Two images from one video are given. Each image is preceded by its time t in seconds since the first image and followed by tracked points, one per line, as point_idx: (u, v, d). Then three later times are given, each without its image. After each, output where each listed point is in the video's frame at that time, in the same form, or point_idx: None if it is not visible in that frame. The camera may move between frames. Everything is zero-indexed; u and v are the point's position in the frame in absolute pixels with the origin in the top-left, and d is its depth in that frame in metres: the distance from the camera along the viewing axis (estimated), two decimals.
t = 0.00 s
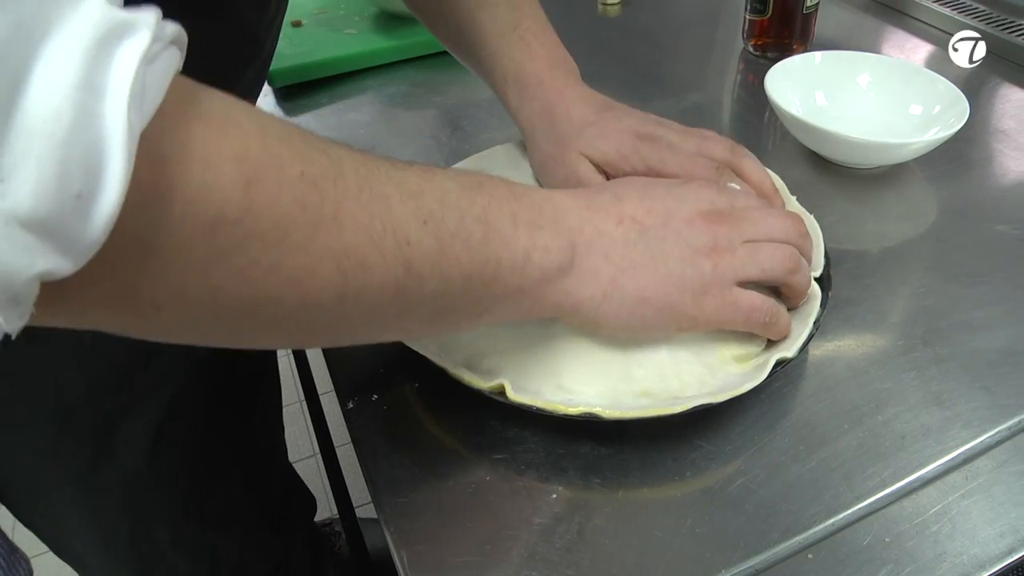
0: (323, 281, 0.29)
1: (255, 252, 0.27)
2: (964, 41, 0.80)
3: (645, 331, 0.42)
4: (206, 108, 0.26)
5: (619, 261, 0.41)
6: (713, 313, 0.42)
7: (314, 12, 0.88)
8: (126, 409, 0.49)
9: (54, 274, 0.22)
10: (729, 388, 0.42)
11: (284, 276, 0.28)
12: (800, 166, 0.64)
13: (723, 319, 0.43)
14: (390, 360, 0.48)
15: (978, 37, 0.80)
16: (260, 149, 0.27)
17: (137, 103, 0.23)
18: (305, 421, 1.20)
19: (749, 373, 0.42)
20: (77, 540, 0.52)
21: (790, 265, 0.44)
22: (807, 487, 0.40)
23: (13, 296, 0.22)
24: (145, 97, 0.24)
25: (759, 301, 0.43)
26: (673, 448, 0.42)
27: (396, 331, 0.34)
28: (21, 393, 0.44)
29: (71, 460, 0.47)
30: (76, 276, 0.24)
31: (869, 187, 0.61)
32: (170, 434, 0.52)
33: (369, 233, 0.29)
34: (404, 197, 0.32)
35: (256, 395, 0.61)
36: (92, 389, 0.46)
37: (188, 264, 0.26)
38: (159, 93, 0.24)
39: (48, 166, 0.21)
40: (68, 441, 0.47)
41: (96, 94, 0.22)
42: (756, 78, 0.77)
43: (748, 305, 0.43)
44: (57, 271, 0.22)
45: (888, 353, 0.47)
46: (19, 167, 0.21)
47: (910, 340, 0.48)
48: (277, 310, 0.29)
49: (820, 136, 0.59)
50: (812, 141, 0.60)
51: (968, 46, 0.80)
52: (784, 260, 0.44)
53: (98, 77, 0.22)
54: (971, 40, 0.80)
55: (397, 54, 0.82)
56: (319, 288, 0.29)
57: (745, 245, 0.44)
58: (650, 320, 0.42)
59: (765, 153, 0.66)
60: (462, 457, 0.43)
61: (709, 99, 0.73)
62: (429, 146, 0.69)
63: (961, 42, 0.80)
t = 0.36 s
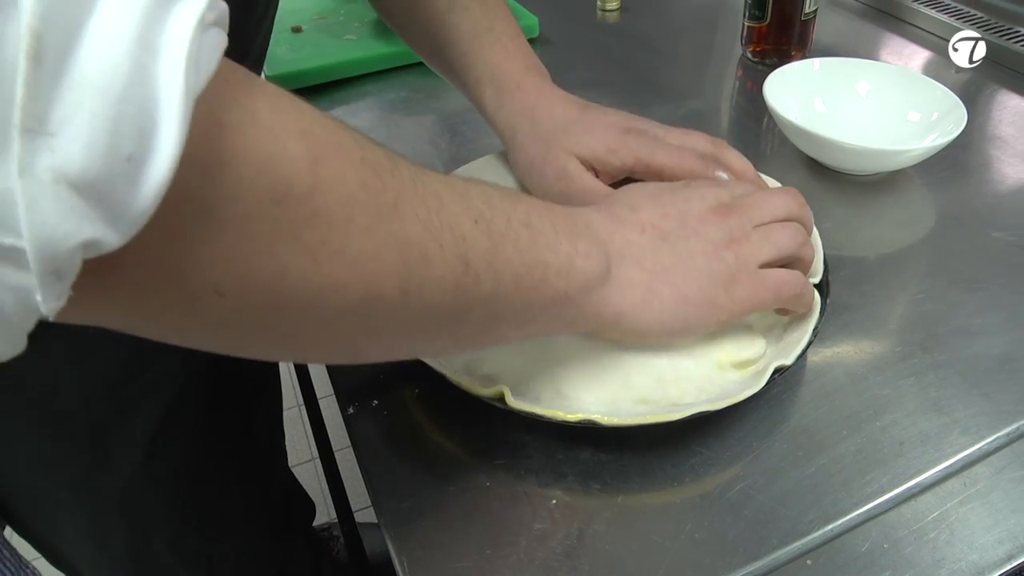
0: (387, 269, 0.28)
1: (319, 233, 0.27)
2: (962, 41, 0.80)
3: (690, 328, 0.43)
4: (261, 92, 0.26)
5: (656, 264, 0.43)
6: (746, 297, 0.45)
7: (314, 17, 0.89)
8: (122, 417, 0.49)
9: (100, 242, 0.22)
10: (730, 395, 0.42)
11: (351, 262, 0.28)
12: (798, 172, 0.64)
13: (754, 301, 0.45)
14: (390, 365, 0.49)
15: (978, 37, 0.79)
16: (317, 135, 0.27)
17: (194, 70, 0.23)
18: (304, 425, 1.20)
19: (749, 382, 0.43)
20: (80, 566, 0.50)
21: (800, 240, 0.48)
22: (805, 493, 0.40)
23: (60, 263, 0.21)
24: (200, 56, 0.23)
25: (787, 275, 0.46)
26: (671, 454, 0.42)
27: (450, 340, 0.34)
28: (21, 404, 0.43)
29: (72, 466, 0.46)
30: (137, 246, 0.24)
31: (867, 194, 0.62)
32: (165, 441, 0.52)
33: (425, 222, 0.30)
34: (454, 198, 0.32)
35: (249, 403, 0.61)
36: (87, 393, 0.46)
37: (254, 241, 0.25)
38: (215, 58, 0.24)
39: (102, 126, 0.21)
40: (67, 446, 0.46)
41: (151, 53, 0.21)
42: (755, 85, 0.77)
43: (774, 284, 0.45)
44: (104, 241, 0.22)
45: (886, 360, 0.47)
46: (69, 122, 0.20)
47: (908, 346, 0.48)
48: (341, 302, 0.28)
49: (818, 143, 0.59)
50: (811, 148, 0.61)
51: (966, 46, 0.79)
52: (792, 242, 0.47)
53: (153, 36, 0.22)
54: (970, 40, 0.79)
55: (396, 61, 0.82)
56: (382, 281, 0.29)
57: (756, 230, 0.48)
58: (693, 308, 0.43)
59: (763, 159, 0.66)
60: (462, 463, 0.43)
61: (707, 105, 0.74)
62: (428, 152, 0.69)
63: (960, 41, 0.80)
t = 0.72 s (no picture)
0: (396, 239, 0.28)
1: (327, 201, 0.26)
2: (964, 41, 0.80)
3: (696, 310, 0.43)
4: (262, 57, 0.26)
5: (664, 248, 0.42)
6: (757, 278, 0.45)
7: (318, 25, 0.89)
8: (130, 422, 0.49)
9: (90, 201, 0.21)
10: (735, 405, 0.42)
11: (359, 231, 0.27)
12: (802, 177, 0.64)
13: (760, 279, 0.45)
14: (398, 373, 0.49)
15: (978, 37, 0.79)
16: (321, 100, 0.27)
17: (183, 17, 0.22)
18: (309, 432, 1.20)
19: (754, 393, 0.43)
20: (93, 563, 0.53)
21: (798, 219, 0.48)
22: (813, 499, 0.40)
23: (46, 222, 0.20)
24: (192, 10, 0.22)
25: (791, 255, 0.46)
26: (680, 461, 0.42)
27: (456, 326, 0.33)
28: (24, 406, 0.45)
29: (77, 471, 0.48)
30: (134, 206, 0.23)
31: (871, 198, 0.62)
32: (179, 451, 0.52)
33: (431, 195, 0.30)
34: (460, 176, 0.32)
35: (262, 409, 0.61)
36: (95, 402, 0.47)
37: (262, 207, 0.25)
38: (210, 16, 0.23)
39: (88, 73, 0.20)
40: (73, 448, 0.47)
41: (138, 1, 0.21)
42: (758, 89, 0.77)
43: (778, 264, 0.45)
44: (93, 199, 0.21)
45: (893, 365, 0.47)
46: (56, 68, 0.19)
47: (915, 350, 0.48)
48: (350, 276, 0.27)
49: (822, 148, 0.60)
50: (815, 153, 0.61)
51: (966, 46, 0.79)
52: (790, 217, 0.48)
53: None
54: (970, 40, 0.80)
55: (400, 68, 0.83)
56: (393, 252, 0.28)
57: (754, 207, 0.48)
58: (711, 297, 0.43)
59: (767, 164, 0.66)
60: (471, 471, 0.43)
61: (711, 110, 0.74)
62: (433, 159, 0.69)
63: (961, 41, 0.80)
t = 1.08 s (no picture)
0: (452, 258, 0.28)
1: (384, 220, 0.26)
2: (965, 41, 0.80)
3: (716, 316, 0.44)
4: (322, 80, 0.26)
5: (684, 257, 0.43)
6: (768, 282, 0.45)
7: (323, 26, 0.89)
8: (135, 424, 0.49)
9: (152, 225, 0.21)
10: (742, 404, 0.42)
11: (416, 252, 0.27)
12: (806, 178, 0.64)
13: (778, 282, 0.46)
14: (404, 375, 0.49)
15: (979, 37, 0.80)
16: (376, 123, 0.27)
17: (250, 46, 0.22)
18: (313, 433, 1.20)
19: (762, 392, 0.43)
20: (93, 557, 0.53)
21: (805, 221, 0.50)
22: (819, 499, 0.40)
23: (109, 245, 0.21)
24: (260, 33, 0.22)
25: (804, 259, 0.47)
26: (686, 462, 0.43)
27: (500, 343, 0.33)
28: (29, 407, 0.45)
29: (80, 473, 0.48)
30: (198, 223, 0.23)
31: (875, 199, 0.62)
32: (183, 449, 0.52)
33: (480, 215, 0.30)
34: (502, 195, 0.32)
35: (264, 410, 0.62)
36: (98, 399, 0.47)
37: (323, 229, 0.25)
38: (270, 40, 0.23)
39: (156, 99, 0.20)
40: (78, 451, 0.47)
41: (206, 27, 0.21)
42: (762, 90, 0.77)
43: (792, 268, 0.46)
44: (156, 223, 0.21)
45: (899, 365, 0.47)
46: (123, 91, 0.19)
47: (920, 351, 0.48)
48: (406, 297, 0.28)
49: (826, 149, 0.60)
50: (819, 154, 0.61)
51: (967, 46, 0.80)
52: (796, 219, 0.49)
53: (208, 8, 0.21)
54: (972, 40, 0.80)
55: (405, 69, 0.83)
56: (448, 272, 0.28)
57: (761, 213, 0.49)
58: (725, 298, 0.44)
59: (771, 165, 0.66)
60: (477, 472, 0.43)
61: (715, 111, 0.74)
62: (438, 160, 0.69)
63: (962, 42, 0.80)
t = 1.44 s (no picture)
0: (516, 243, 0.29)
1: (454, 206, 0.26)
2: (964, 42, 0.79)
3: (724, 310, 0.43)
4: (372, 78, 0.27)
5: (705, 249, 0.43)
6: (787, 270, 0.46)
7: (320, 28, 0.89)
8: (135, 428, 0.49)
9: (235, 209, 0.21)
10: (742, 402, 0.42)
11: (485, 236, 0.27)
12: (805, 178, 0.64)
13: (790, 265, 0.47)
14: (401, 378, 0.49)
15: (978, 37, 0.79)
16: (432, 116, 0.28)
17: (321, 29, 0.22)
18: (312, 434, 1.20)
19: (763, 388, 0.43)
20: None
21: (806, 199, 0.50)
22: (819, 501, 0.40)
23: (194, 228, 0.21)
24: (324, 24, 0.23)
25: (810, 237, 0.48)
26: (686, 463, 0.42)
27: (549, 338, 0.33)
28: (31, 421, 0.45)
29: (84, 483, 0.48)
30: (282, 213, 0.23)
31: (874, 199, 0.61)
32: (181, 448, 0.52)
33: (530, 202, 0.30)
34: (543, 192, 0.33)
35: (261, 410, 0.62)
36: (97, 406, 0.47)
37: (404, 214, 0.25)
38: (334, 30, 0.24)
39: (241, 77, 0.20)
40: (82, 460, 0.47)
41: (278, 10, 0.21)
42: (761, 90, 0.77)
43: (805, 246, 0.47)
44: (238, 207, 0.21)
45: (898, 366, 0.47)
46: (212, 69, 0.20)
47: (920, 351, 0.48)
48: (476, 286, 0.28)
49: (825, 149, 0.59)
50: (817, 153, 0.61)
51: (967, 47, 0.79)
52: (796, 199, 0.50)
53: None
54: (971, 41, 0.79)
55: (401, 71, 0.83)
56: (514, 256, 0.29)
57: (767, 197, 0.50)
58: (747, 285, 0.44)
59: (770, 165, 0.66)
60: (475, 475, 0.43)
61: (714, 111, 0.74)
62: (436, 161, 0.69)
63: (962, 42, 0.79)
